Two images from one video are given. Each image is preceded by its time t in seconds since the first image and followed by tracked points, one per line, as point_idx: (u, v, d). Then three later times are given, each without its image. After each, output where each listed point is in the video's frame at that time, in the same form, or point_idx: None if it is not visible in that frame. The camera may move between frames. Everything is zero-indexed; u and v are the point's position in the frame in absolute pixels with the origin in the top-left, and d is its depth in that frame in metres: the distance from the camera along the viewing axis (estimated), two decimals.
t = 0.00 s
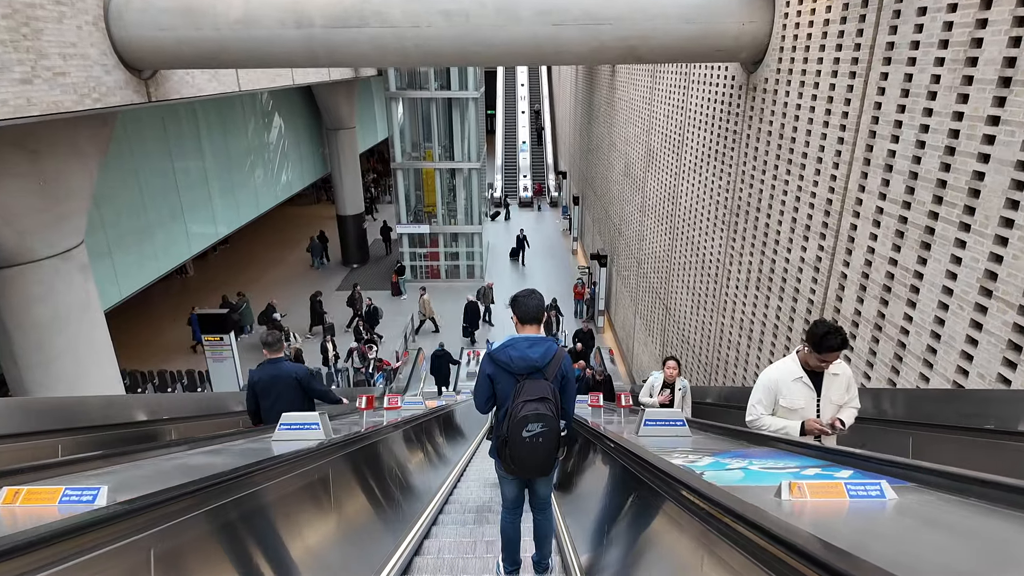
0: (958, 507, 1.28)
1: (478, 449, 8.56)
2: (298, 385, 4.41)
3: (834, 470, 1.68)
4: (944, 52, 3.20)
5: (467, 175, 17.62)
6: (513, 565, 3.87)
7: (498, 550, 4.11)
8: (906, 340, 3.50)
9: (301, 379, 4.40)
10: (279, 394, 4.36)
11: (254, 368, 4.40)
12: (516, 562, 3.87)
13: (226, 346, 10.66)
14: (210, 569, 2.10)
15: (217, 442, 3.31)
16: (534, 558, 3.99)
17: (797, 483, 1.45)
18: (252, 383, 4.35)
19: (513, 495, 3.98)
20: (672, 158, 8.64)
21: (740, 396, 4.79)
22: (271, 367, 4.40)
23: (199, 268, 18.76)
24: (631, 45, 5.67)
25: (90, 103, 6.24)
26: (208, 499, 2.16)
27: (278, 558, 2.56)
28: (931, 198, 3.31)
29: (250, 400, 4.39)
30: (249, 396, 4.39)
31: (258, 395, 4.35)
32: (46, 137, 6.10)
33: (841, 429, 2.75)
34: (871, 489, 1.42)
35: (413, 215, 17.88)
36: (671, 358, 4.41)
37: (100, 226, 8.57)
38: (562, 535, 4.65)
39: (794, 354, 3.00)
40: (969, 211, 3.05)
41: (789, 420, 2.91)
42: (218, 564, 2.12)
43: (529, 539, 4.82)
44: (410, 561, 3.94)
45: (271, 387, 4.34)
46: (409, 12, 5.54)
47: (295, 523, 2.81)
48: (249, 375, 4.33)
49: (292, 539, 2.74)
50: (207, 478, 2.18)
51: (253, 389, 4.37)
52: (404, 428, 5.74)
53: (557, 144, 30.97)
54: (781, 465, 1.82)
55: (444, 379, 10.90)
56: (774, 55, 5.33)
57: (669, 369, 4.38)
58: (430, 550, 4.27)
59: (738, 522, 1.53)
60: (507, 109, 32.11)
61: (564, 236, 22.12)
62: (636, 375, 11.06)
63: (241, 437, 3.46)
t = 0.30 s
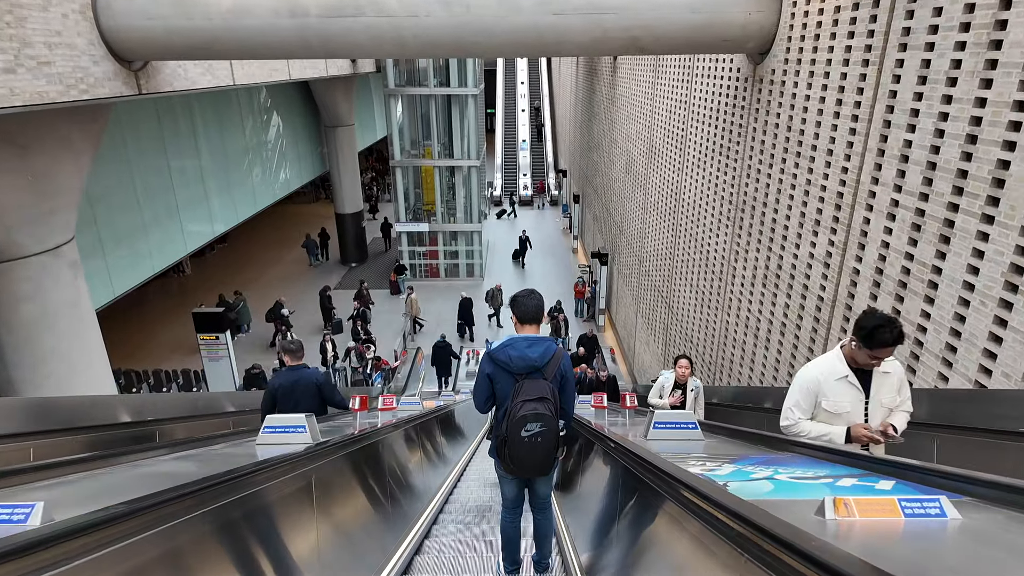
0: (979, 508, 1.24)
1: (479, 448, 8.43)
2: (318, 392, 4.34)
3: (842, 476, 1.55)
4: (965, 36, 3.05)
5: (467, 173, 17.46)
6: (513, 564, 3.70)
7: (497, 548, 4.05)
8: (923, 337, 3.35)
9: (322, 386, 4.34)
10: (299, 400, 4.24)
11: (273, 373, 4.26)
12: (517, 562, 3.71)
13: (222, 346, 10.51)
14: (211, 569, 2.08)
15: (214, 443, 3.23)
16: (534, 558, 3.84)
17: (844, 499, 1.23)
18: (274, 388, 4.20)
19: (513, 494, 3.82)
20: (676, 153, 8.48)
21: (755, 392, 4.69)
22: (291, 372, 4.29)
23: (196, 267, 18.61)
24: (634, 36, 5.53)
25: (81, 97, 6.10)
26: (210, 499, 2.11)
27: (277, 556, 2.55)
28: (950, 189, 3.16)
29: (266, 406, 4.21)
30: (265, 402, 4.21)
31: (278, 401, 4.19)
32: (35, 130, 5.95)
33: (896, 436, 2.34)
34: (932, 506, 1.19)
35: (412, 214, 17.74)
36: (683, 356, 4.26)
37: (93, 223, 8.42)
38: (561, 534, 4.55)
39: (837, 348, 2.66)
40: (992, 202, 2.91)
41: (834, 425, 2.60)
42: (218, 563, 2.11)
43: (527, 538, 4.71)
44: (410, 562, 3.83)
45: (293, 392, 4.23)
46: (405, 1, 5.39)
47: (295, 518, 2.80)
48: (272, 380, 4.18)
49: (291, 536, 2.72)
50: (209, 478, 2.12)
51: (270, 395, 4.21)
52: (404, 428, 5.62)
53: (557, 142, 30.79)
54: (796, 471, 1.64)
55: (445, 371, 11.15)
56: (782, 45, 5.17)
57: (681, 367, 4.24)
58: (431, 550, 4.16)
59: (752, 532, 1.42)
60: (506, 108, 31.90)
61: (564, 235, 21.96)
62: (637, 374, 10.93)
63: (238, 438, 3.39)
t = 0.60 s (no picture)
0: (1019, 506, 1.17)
1: (479, 449, 8.28)
2: (325, 388, 4.61)
3: (871, 485, 1.37)
4: (987, 20, 2.91)
5: (466, 172, 17.31)
6: (513, 565, 3.57)
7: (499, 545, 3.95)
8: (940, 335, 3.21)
9: (328, 382, 4.60)
10: (306, 394, 4.54)
11: (284, 368, 4.60)
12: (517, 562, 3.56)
13: (217, 346, 10.36)
14: (211, 570, 2.00)
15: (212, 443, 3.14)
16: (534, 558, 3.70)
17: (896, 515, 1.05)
18: (283, 382, 4.51)
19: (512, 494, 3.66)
20: (678, 150, 8.32)
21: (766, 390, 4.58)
22: (300, 369, 4.59)
23: (193, 267, 18.45)
24: (637, 27, 5.43)
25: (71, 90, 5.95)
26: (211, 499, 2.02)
27: (277, 557, 2.46)
28: (971, 180, 3.01)
29: (276, 400, 4.52)
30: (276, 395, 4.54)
31: (286, 394, 4.49)
32: (22, 123, 5.79)
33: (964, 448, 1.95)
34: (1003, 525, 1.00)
35: (411, 213, 17.60)
36: (696, 355, 4.11)
37: (86, 220, 8.29)
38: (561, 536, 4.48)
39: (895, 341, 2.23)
40: (1016, 193, 2.77)
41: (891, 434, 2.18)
42: (219, 564, 2.03)
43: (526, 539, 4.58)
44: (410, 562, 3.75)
45: (300, 386, 4.53)
46: None
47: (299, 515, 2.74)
48: (280, 374, 4.50)
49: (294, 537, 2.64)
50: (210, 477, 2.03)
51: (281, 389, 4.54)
52: (404, 429, 5.49)
53: (557, 141, 30.63)
54: (820, 478, 1.45)
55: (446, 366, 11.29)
56: (790, 36, 5.03)
57: (694, 368, 4.07)
58: (431, 550, 4.07)
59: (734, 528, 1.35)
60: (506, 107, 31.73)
61: (564, 234, 21.81)
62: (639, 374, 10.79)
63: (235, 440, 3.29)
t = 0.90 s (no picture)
0: None
1: (478, 452, 8.13)
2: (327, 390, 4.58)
3: (918, 498, 1.22)
4: (1010, 4, 2.77)
5: (465, 172, 17.18)
6: (512, 566, 3.40)
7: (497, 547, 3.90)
8: (960, 336, 3.06)
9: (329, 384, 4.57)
10: (308, 396, 4.55)
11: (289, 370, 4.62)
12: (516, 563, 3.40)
13: (212, 347, 10.19)
14: (211, 571, 1.96)
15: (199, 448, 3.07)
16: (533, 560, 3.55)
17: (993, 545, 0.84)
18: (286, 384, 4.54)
19: (511, 496, 3.47)
20: (681, 148, 8.16)
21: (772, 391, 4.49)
22: (302, 370, 4.59)
23: (190, 268, 18.29)
24: (640, 19, 5.34)
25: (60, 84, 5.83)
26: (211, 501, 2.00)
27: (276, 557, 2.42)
28: (994, 171, 2.87)
29: (281, 402, 4.59)
30: (281, 397, 4.60)
31: (290, 396, 4.52)
32: (6, 116, 5.65)
33: None
34: None
35: (409, 214, 17.46)
36: (712, 355, 3.87)
37: (77, 219, 8.15)
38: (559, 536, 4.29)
39: (981, 333, 1.84)
40: None
41: (979, 444, 1.80)
42: (219, 565, 1.99)
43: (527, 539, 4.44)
44: (409, 565, 3.55)
45: (302, 389, 4.53)
46: None
47: (297, 519, 2.70)
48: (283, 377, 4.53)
49: (294, 541, 2.61)
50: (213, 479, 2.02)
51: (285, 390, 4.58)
52: (403, 432, 5.36)
53: (557, 142, 30.50)
54: (860, 492, 1.30)
55: (445, 361, 11.43)
56: (797, 27, 4.88)
57: (710, 369, 3.83)
58: (430, 555, 3.86)
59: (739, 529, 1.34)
60: (505, 109, 31.62)
61: (564, 235, 21.67)
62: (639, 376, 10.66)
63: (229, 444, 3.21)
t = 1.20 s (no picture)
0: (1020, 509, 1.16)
1: (478, 457, 7.97)
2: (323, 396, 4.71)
3: (989, 525, 1.07)
4: None
5: (464, 175, 17.05)
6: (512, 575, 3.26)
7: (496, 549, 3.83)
8: (982, 337, 2.91)
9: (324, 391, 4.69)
10: (307, 403, 4.72)
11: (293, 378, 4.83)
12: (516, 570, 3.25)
13: (206, 352, 10.03)
14: None
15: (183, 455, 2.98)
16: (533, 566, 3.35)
17: None
18: (288, 393, 4.75)
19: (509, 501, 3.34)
20: (682, 149, 8.03)
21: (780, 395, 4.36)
22: (302, 380, 4.75)
23: (186, 272, 18.12)
24: (642, 15, 5.25)
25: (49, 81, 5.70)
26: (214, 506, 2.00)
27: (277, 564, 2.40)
28: (1017, 165, 2.73)
29: (288, 410, 4.81)
30: (287, 405, 4.82)
31: (291, 405, 4.72)
32: None
33: None
34: None
35: (408, 217, 17.34)
36: (730, 357, 3.47)
37: (69, 222, 8.01)
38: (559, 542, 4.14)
39: None
40: None
41: None
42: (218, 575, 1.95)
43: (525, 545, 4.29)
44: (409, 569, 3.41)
45: (301, 396, 4.71)
46: None
47: (298, 526, 2.65)
48: (285, 386, 4.75)
49: (297, 550, 2.56)
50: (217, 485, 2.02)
51: (288, 399, 4.79)
52: (401, 437, 5.24)
53: (557, 145, 30.36)
54: (914, 514, 1.16)
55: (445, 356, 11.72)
56: (804, 21, 4.75)
57: (727, 371, 3.48)
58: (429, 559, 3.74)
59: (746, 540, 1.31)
60: (505, 112, 31.46)
61: (563, 239, 21.53)
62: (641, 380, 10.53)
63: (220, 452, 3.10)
